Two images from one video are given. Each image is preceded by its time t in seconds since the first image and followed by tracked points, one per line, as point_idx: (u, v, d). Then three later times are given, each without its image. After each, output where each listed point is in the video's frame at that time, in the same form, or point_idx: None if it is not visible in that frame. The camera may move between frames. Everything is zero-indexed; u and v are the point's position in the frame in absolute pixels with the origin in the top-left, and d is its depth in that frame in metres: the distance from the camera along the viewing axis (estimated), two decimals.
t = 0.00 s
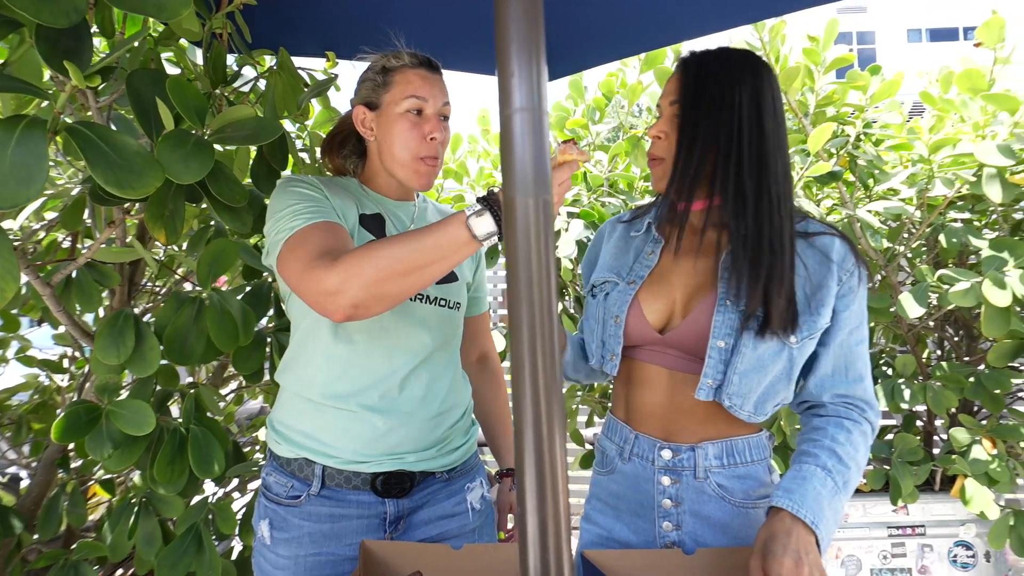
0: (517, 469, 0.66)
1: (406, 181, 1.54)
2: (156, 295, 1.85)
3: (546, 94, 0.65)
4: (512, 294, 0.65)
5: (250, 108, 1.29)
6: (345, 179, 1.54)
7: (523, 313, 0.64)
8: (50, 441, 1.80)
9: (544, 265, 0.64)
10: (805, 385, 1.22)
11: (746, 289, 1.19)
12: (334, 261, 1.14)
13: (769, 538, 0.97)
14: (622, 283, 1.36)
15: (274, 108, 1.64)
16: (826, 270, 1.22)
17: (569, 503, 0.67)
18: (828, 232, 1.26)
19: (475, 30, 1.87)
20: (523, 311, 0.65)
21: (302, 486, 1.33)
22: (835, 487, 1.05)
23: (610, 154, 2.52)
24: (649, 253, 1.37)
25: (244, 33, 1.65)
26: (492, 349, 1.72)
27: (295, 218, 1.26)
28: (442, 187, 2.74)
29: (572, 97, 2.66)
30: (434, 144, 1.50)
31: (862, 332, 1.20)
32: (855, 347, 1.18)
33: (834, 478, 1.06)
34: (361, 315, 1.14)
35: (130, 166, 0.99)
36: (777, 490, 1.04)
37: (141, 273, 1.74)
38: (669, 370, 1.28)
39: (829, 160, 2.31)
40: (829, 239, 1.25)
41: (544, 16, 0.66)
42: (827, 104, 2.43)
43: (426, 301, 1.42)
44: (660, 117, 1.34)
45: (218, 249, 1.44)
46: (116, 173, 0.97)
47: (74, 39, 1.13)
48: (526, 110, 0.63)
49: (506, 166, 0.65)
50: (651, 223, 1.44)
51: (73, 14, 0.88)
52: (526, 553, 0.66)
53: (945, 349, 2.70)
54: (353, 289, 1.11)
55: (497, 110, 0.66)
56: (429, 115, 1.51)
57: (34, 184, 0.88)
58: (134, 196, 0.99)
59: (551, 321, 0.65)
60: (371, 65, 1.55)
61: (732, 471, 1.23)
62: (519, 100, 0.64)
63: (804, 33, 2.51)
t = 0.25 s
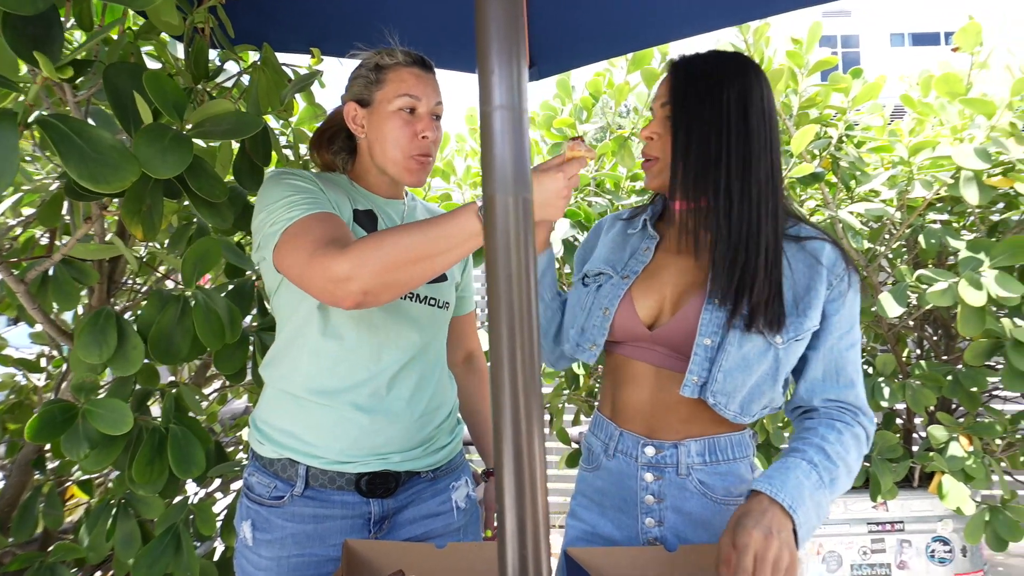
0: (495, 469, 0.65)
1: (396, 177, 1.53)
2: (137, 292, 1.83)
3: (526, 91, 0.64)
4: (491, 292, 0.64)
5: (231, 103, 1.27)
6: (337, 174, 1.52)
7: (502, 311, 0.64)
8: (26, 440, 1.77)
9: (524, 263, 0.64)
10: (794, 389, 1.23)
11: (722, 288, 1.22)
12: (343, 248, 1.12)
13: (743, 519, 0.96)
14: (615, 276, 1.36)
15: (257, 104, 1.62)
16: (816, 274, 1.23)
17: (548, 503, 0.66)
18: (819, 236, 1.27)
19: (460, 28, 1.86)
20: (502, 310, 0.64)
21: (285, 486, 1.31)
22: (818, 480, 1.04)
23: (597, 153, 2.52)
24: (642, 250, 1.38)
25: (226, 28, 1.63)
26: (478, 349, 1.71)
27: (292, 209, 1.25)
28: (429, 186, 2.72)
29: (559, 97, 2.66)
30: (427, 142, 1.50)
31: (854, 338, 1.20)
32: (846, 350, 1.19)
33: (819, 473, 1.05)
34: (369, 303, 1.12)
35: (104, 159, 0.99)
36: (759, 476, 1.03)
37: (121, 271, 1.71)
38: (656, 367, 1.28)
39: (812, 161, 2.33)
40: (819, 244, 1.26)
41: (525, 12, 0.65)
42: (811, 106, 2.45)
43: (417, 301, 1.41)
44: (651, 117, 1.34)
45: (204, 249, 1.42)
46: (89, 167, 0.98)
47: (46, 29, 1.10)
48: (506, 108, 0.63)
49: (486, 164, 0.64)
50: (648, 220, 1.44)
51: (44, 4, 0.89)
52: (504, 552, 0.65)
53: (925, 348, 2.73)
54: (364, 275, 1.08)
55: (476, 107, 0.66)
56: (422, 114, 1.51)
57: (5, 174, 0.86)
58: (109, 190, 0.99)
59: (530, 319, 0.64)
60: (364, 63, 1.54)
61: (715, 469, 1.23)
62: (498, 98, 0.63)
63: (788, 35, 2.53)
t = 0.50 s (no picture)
0: (473, 469, 0.65)
1: (385, 173, 1.52)
2: (118, 291, 1.80)
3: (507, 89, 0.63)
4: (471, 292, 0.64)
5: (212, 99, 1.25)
6: (329, 172, 1.50)
7: (482, 310, 0.63)
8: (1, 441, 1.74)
9: (504, 262, 0.63)
10: (779, 391, 1.24)
11: (724, 288, 1.22)
12: (342, 249, 1.11)
13: (719, 494, 0.94)
14: (608, 269, 1.36)
15: (241, 100, 1.60)
16: (806, 278, 1.25)
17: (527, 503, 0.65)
18: (810, 243, 1.29)
19: (445, 25, 1.85)
20: (481, 309, 0.63)
21: (269, 488, 1.30)
22: (797, 472, 1.03)
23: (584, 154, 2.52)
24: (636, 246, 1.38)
25: (209, 24, 1.61)
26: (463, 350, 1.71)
27: (283, 207, 1.23)
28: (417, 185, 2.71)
29: (546, 96, 2.66)
30: (417, 140, 1.48)
31: (838, 345, 1.21)
32: (831, 355, 1.20)
33: (797, 465, 1.05)
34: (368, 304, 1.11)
35: (82, 156, 0.98)
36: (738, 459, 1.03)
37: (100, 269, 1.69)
38: (642, 363, 1.28)
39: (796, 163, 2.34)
40: (810, 249, 1.28)
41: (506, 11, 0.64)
42: (795, 109, 2.46)
43: (408, 301, 1.41)
44: (653, 117, 1.35)
45: (180, 245, 1.39)
46: (67, 164, 0.96)
47: (24, 23, 1.08)
48: (486, 106, 0.62)
49: (466, 162, 0.63)
50: (643, 218, 1.44)
51: None
52: (483, 551, 0.65)
53: (906, 348, 2.76)
54: (363, 276, 1.07)
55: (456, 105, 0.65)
56: (413, 112, 1.49)
57: None
58: (88, 187, 0.98)
59: (510, 318, 0.64)
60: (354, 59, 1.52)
61: (699, 467, 1.23)
62: (478, 96, 0.62)
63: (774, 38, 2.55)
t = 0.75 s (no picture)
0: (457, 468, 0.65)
1: (360, 168, 1.50)
2: (103, 290, 1.79)
3: (491, 88, 0.63)
4: (454, 291, 0.63)
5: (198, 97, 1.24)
6: (307, 174, 1.49)
7: (465, 310, 0.63)
8: None
9: (487, 263, 0.63)
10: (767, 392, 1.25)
11: (734, 289, 1.24)
12: (239, 311, 1.14)
13: (723, 500, 0.96)
14: (605, 269, 1.36)
15: (227, 98, 1.59)
16: (796, 282, 1.27)
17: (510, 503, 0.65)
18: (800, 249, 1.31)
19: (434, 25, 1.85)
20: (464, 309, 0.63)
21: (256, 490, 1.28)
22: (791, 474, 1.05)
23: (575, 154, 2.53)
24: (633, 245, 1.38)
25: (196, 22, 1.60)
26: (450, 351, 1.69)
27: (224, 244, 1.23)
28: (407, 185, 2.70)
29: (536, 98, 2.66)
30: (385, 127, 1.46)
31: (824, 348, 1.24)
32: (818, 359, 1.22)
33: (789, 466, 1.06)
34: (273, 365, 1.14)
35: (64, 153, 0.97)
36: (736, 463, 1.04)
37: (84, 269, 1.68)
38: (636, 364, 1.27)
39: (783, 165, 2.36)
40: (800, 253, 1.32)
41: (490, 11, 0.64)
42: (781, 112, 2.44)
43: (388, 300, 1.39)
44: (653, 117, 1.36)
45: (172, 246, 1.38)
46: (49, 162, 0.95)
47: (5, 18, 1.08)
48: (471, 106, 0.62)
49: (450, 162, 0.63)
50: (638, 217, 1.45)
51: None
52: (466, 551, 0.64)
53: (891, 349, 2.79)
54: (261, 343, 1.10)
55: (440, 104, 0.65)
56: (383, 102, 1.48)
57: None
58: (70, 185, 0.96)
59: (494, 318, 0.63)
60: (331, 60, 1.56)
61: (688, 467, 1.24)
62: (463, 95, 0.62)
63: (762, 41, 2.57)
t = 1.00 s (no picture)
0: (453, 468, 0.63)
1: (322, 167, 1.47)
2: (87, 288, 1.76)
3: (487, 84, 0.62)
4: (449, 290, 0.62)
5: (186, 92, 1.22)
6: (278, 175, 1.48)
7: (461, 309, 0.62)
8: None
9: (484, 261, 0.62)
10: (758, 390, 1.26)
11: (726, 295, 1.24)
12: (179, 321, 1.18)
13: (740, 515, 0.98)
14: (588, 275, 1.36)
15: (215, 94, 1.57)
16: (782, 278, 1.28)
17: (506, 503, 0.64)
18: (784, 244, 1.32)
19: (422, 23, 1.83)
20: (460, 308, 0.62)
21: (235, 490, 1.27)
22: (800, 473, 1.07)
23: (565, 154, 2.52)
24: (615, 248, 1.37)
25: (183, 16, 1.58)
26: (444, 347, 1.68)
27: (180, 255, 1.25)
28: (396, 184, 2.69)
29: (528, 97, 2.65)
30: (341, 123, 1.41)
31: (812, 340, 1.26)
32: (807, 353, 1.24)
33: (794, 464, 1.08)
34: (219, 373, 1.18)
35: (47, 148, 0.95)
36: (746, 472, 1.06)
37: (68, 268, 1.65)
38: (624, 367, 1.27)
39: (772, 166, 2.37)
40: (784, 250, 1.32)
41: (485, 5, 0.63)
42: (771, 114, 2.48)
43: (360, 295, 1.35)
44: (631, 116, 1.35)
45: (150, 242, 1.35)
46: (31, 156, 0.93)
47: None
48: (467, 102, 0.60)
49: (446, 159, 0.62)
50: (620, 220, 1.44)
51: None
52: (462, 549, 0.63)
53: (877, 348, 2.80)
54: (200, 353, 1.14)
55: (435, 100, 0.63)
56: (342, 98, 1.45)
57: None
58: (54, 181, 0.94)
59: (489, 317, 0.63)
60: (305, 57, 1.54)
61: (679, 466, 1.23)
62: (459, 92, 0.61)
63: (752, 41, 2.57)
